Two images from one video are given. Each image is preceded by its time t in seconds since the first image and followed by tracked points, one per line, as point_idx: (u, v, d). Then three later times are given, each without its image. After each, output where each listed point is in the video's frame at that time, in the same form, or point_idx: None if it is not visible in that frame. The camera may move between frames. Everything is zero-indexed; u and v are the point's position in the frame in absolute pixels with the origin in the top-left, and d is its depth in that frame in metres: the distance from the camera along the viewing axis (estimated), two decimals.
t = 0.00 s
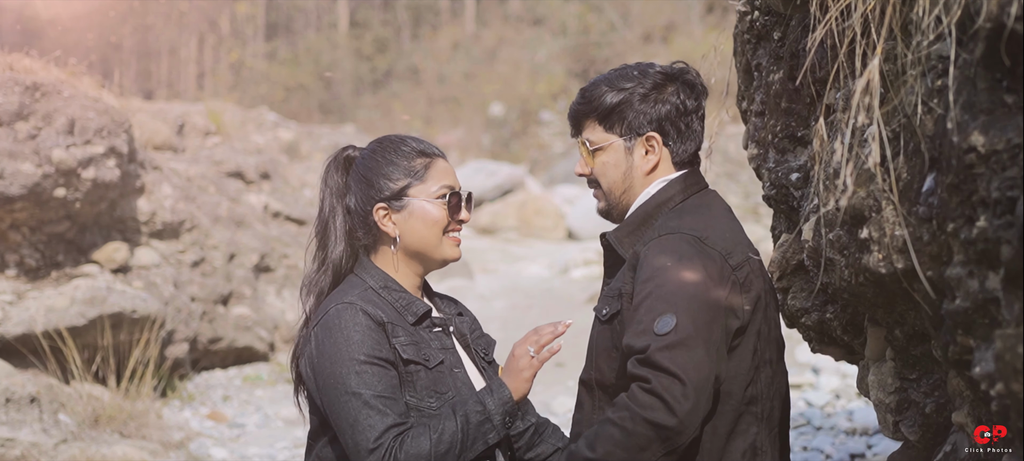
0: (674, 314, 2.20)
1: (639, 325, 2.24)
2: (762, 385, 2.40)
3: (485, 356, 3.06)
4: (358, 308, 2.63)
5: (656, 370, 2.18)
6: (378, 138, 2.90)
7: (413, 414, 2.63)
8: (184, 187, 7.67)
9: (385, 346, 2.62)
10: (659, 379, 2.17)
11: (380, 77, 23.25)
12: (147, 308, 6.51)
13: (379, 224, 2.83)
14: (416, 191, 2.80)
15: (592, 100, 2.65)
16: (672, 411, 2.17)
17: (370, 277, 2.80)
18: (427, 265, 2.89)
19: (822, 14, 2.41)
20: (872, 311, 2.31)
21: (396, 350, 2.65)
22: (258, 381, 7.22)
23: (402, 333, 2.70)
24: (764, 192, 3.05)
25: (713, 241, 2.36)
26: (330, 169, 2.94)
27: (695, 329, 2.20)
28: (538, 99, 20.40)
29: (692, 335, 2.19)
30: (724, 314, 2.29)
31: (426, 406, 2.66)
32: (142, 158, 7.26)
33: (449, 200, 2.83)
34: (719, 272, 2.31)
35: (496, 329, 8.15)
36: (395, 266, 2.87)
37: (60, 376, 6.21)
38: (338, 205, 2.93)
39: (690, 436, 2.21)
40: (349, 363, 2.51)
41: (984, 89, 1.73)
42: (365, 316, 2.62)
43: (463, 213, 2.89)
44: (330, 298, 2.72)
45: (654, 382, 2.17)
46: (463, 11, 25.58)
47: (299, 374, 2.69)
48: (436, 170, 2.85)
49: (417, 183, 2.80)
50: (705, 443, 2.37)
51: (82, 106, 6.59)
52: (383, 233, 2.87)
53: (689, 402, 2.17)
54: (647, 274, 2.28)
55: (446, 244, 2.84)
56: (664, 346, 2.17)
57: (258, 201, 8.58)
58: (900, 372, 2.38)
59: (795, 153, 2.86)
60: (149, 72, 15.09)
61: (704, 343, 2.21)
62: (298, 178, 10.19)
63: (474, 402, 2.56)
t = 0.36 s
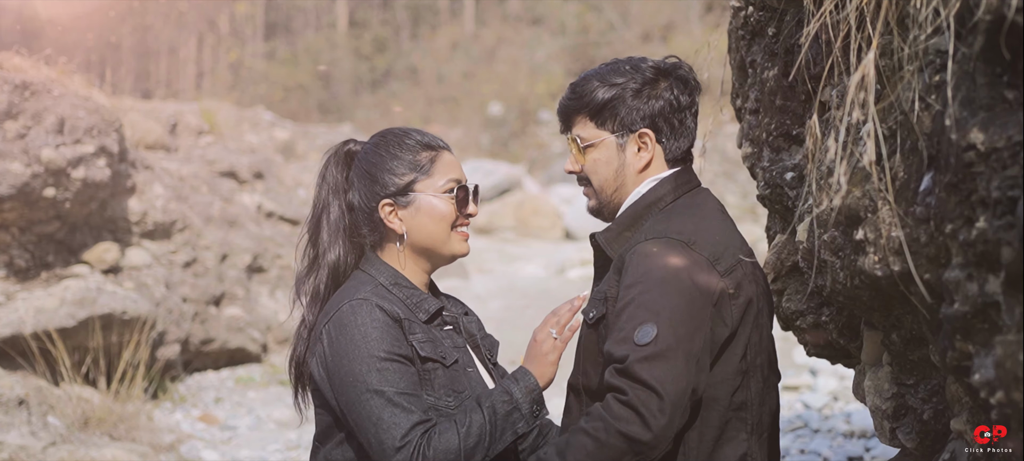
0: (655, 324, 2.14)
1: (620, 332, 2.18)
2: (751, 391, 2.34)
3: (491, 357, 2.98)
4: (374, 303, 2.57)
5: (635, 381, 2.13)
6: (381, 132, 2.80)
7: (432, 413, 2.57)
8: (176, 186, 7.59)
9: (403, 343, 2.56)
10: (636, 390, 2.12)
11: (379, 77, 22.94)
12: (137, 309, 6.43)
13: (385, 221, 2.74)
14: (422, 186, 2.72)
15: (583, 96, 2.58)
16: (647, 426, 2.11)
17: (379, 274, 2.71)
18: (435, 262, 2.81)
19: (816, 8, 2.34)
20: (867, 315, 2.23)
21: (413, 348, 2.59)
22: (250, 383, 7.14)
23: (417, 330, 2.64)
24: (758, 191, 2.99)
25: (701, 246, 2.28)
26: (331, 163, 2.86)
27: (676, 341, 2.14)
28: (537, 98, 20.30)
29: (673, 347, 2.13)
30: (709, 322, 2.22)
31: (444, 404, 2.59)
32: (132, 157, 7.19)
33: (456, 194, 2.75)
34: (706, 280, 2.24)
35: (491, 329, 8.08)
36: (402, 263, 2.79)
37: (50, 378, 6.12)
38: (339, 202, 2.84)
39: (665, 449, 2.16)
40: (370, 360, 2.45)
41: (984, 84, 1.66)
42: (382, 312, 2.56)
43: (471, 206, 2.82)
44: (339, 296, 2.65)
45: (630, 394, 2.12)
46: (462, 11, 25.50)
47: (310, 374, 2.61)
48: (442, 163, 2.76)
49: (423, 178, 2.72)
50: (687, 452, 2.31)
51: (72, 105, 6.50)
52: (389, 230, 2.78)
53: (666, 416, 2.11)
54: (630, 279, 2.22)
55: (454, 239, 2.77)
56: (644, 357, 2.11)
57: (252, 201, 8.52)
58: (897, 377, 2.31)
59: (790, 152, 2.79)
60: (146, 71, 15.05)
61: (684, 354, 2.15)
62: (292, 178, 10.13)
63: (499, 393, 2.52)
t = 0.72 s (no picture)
0: (635, 338, 2.08)
1: (602, 344, 2.13)
2: (743, 401, 2.27)
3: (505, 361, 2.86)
4: (390, 303, 2.47)
5: (611, 397, 2.08)
6: (385, 129, 2.69)
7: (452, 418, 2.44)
8: (169, 187, 7.52)
9: (422, 344, 2.45)
10: (613, 407, 2.07)
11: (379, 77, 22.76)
12: (129, 312, 6.29)
13: (395, 221, 2.62)
14: (431, 182, 2.61)
15: (572, 97, 2.51)
16: (622, 444, 2.05)
17: (392, 273, 2.61)
18: (448, 261, 2.70)
19: (811, 5, 2.28)
20: (864, 322, 2.16)
21: (432, 349, 2.48)
22: (244, 386, 7.06)
23: (435, 331, 2.53)
24: (753, 194, 2.93)
25: (688, 256, 2.21)
26: (334, 162, 2.82)
27: (656, 357, 2.08)
28: (536, 99, 20.17)
29: (653, 362, 2.07)
30: (695, 334, 2.16)
31: (465, 408, 2.47)
32: (125, 158, 7.11)
33: (468, 190, 2.65)
34: (692, 293, 2.17)
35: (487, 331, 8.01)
36: (413, 263, 2.68)
37: (40, 381, 6.04)
38: (344, 202, 2.81)
39: None
40: (387, 361, 2.34)
41: (984, 84, 1.59)
42: (398, 312, 2.46)
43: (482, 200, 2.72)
44: (353, 295, 2.55)
45: (606, 411, 2.07)
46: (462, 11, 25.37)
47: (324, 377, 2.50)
48: (452, 158, 2.66)
49: (433, 175, 2.61)
50: None
51: (62, 105, 6.41)
52: (399, 229, 2.67)
53: (642, 435, 2.05)
54: (614, 290, 2.17)
55: (467, 236, 2.67)
56: (621, 373, 2.06)
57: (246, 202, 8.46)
58: (895, 386, 2.24)
59: (786, 153, 2.74)
60: (145, 71, 15.00)
61: (665, 370, 2.09)
62: (287, 179, 10.07)
63: (520, 393, 2.38)
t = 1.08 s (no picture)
0: (621, 351, 2.01)
1: (588, 355, 2.06)
2: (736, 414, 2.21)
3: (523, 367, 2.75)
4: (415, 304, 2.35)
5: (594, 413, 2.02)
6: (395, 127, 2.57)
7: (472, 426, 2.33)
8: (162, 188, 7.42)
9: (446, 348, 2.34)
10: (594, 423, 2.01)
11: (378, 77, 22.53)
12: (120, 314, 6.24)
13: (410, 220, 2.50)
14: (445, 178, 2.48)
15: (563, 101, 2.45)
16: None
17: (413, 274, 2.48)
18: (468, 259, 2.56)
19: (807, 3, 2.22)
20: (862, 330, 2.09)
21: (454, 354, 2.37)
22: (238, 389, 6.99)
23: (458, 335, 2.42)
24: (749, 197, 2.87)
25: (680, 267, 2.14)
26: (344, 163, 2.70)
27: (642, 372, 2.01)
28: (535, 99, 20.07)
29: (639, 378, 2.01)
30: (684, 347, 2.09)
31: (484, 416, 2.36)
32: (118, 159, 7.01)
33: (483, 184, 2.52)
34: (682, 305, 2.11)
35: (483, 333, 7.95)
36: (431, 262, 2.53)
37: (31, 384, 5.96)
38: (354, 206, 2.71)
39: None
40: (409, 366, 2.23)
41: (987, 84, 1.53)
42: (422, 314, 2.34)
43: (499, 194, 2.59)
44: (372, 294, 2.43)
45: (589, 426, 2.01)
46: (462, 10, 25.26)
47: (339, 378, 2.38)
48: (464, 152, 2.53)
49: (446, 170, 2.48)
50: None
51: (54, 105, 6.31)
52: (415, 229, 2.54)
53: (626, 451, 1.99)
54: (602, 299, 2.10)
55: (486, 231, 2.53)
56: (605, 388, 2.00)
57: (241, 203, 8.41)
58: (895, 396, 2.18)
59: (783, 155, 2.68)
60: (143, 70, 14.96)
61: (651, 386, 2.02)
62: (284, 180, 10.01)
63: (540, 401, 2.24)
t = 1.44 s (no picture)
0: (616, 362, 1.95)
1: (584, 366, 2.00)
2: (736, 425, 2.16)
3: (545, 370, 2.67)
4: (436, 308, 2.28)
5: (588, 424, 1.96)
6: (406, 125, 2.50)
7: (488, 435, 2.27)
8: (157, 189, 7.35)
9: (466, 355, 2.27)
10: (589, 437, 1.95)
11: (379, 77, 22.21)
12: (113, 316, 6.11)
13: (427, 219, 2.44)
14: (462, 174, 2.42)
15: (557, 104, 2.38)
16: None
17: (435, 273, 2.42)
18: (489, 256, 2.50)
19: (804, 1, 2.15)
20: (862, 338, 2.03)
21: (475, 361, 2.31)
22: (232, 391, 6.93)
23: (479, 341, 2.35)
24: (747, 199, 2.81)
25: (676, 276, 2.07)
26: (352, 167, 2.62)
27: (637, 384, 1.95)
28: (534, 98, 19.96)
29: (634, 390, 1.95)
30: (681, 358, 2.03)
31: (501, 425, 2.30)
32: (110, 159, 6.82)
33: (500, 179, 2.45)
34: (679, 316, 2.05)
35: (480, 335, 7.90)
36: (451, 261, 2.48)
37: (22, 387, 5.87)
38: (367, 210, 2.64)
39: None
40: (427, 373, 2.17)
41: (993, 85, 1.46)
42: (444, 319, 2.27)
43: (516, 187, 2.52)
44: (393, 294, 2.37)
45: (583, 439, 1.96)
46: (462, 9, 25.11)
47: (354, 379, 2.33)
48: (478, 147, 2.46)
49: (462, 167, 2.42)
50: None
51: (45, 105, 6.21)
52: (432, 228, 2.48)
53: None
54: (598, 310, 2.03)
55: (505, 227, 2.46)
56: (601, 399, 1.94)
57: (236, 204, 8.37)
58: (895, 406, 2.12)
59: (780, 157, 2.62)
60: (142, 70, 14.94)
61: (646, 398, 1.96)
62: (280, 180, 9.96)
63: (548, 413, 2.14)
